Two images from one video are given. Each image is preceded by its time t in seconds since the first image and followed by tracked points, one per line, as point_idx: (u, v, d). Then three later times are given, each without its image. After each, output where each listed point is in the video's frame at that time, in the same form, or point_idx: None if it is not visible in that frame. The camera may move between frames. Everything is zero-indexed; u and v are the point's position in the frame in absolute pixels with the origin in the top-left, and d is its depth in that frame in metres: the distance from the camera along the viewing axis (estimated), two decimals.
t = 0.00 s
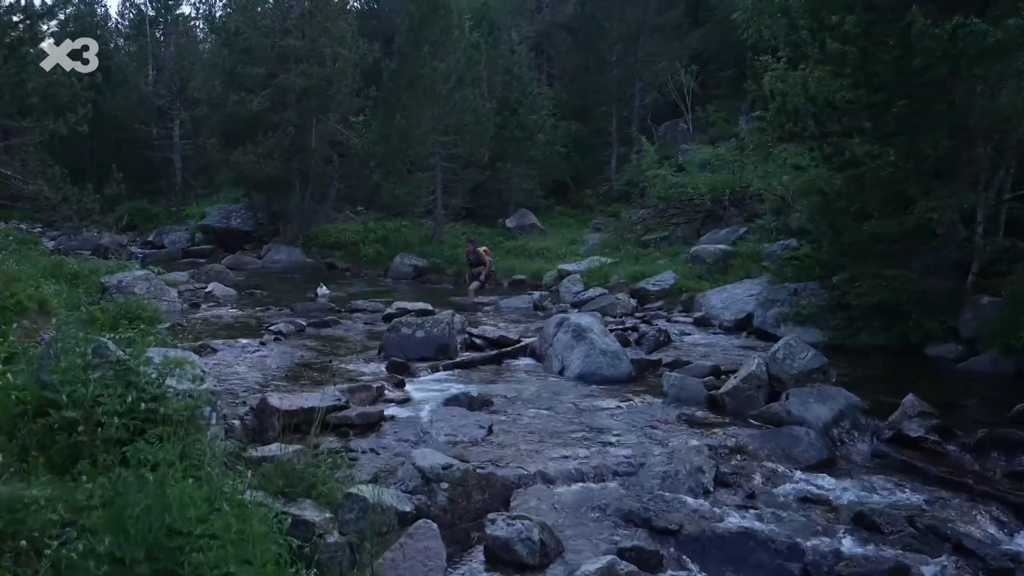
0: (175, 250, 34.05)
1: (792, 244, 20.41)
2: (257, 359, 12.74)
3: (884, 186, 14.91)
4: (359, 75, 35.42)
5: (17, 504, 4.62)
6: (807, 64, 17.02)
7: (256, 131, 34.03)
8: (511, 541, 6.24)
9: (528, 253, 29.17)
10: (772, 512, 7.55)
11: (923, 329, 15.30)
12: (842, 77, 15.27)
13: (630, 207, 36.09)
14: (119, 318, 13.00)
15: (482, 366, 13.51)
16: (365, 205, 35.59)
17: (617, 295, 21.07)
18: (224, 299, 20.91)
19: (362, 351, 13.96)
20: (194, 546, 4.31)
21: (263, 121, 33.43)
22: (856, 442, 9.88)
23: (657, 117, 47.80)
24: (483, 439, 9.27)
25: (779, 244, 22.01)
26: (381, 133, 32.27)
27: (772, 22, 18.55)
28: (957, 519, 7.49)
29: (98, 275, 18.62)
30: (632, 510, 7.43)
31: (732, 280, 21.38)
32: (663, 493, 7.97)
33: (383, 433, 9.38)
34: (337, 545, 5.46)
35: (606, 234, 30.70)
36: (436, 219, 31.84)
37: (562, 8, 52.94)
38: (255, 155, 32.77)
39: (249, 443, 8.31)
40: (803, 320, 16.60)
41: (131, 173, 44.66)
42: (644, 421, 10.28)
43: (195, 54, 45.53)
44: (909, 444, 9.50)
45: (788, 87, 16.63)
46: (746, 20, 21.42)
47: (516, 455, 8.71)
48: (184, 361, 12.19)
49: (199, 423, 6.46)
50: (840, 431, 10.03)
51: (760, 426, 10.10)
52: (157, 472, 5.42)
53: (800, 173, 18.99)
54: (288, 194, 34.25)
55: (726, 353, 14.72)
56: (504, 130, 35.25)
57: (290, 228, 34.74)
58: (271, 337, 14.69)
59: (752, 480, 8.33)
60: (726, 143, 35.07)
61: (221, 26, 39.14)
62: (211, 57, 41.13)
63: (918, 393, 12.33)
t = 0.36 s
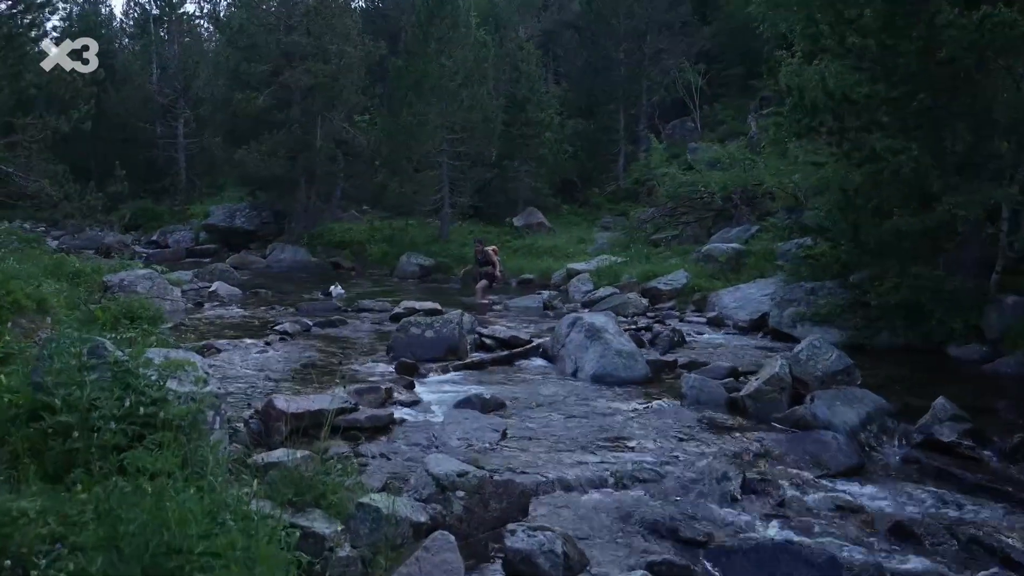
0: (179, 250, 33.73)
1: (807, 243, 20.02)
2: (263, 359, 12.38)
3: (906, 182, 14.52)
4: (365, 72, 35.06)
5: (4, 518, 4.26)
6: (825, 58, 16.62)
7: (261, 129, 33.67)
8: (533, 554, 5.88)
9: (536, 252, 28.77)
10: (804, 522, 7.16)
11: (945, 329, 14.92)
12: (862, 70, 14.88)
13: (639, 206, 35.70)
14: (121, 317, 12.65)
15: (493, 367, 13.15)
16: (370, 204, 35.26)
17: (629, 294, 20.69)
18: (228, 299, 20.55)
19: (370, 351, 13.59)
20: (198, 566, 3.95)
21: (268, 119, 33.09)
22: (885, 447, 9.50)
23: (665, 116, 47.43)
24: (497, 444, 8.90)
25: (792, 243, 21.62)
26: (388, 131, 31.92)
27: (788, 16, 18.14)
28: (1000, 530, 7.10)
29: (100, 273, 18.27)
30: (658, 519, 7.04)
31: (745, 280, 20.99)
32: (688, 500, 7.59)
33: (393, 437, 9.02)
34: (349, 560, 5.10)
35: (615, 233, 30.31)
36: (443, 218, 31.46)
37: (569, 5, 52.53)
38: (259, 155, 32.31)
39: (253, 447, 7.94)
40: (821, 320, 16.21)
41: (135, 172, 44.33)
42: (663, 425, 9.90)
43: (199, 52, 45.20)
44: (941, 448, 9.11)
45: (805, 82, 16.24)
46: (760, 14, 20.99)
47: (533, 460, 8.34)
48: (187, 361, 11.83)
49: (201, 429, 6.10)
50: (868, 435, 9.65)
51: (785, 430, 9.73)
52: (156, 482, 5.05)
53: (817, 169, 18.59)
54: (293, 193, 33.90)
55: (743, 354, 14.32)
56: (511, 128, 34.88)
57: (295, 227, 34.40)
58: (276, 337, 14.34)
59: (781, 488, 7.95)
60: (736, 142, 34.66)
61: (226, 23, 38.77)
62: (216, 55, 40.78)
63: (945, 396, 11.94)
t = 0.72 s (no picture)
0: (182, 251, 33.47)
1: (821, 244, 19.68)
2: (269, 363, 12.05)
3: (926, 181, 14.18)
4: (370, 71, 34.76)
5: None
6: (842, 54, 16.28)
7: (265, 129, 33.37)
8: (557, 570, 5.56)
9: (543, 252, 28.44)
10: (838, 535, 6.83)
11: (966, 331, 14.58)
12: (882, 66, 14.53)
13: (647, 206, 35.37)
14: (123, 318, 12.32)
15: (505, 371, 12.82)
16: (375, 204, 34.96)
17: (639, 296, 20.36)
18: (232, 300, 20.24)
19: (377, 354, 13.27)
20: None
21: (273, 119, 32.79)
22: (914, 454, 9.15)
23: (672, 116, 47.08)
24: (512, 451, 8.57)
25: (806, 244, 21.25)
26: (394, 131, 31.62)
27: (803, 12, 17.80)
28: None
29: (103, 274, 17.97)
30: (686, 533, 6.69)
31: (757, 281, 20.65)
32: (715, 511, 7.26)
33: (404, 444, 8.68)
34: None
35: (623, 234, 30.00)
36: (449, 218, 31.14)
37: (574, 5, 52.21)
38: (262, 154, 31.84)
39: (259, 455, 7.61)
40: (838, 323, 15.87)
41: (139, 173, 44.07)
42: (683, 431, 9.56)
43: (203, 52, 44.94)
44: (974, 456, 8.76)
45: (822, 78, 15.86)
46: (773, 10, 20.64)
47: (550, 469, 8.00)
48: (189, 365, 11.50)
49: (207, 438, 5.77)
50: (896, 442, 9.30)
51: (809, 437, 9.38)
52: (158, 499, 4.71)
53: (832, 168, 18.24)
54: (297, 193, 33.60)
55: (758, 358, 13.99)
56: (518, 128, 34.56)
57: (299, 227, 34.11)
58: (281, 339, 14.02)
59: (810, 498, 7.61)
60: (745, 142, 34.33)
61: (230, 22, 38.48)
62: (220, 54, 40.50)
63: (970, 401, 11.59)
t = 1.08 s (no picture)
0: (184, 249, 33.14)
1: (835, 243, 19.32)
2: (274, 366, 11.69)
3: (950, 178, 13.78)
4: (373, 68, 34.38)
5: None
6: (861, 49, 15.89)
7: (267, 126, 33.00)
8: None
9: (549, 251, 28.08)
10: (877, 551, 6.48)
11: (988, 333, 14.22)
12: (903, 61, 14.15)
13: (653, 205, 35.01)
14: (123, 320, 11.93)
15: (516, 374, 12.46)
16: (378, 203, 34.62)
17: (650, 296, 20.00)
18: (234, 300, 19.88)
19: (385, 356, 12.90)
20: None
21: (275, 116, 32.40)
22: (947, 463, 8.79)
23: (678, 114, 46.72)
24: (529, 460, 8.22)
25: (819, 244, 20.88)
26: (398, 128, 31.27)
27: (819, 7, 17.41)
28: None
29: (103, 274, 17.61)
30: (717, 550, 6.34)
31: (769, 281, 20.30)
32: (745, 525, 6.90)
33: (418, 451, 8.32)
34: None
35: (631, 233, 29.63)
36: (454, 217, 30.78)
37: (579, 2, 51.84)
38: (265, 151, 31.61)
39: (267, 465, 7.26)
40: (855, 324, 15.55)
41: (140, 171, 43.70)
42: (706, 438, 9.20)
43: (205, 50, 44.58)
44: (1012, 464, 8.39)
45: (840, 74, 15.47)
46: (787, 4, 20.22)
47: (571, 479, 7.65)
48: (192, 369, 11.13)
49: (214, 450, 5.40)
50: (928, 449, 8.94)
51: (838, 445, 9.03)
52: (160, 520, 4.37)
53: (849, 166, 17.85)
54: (299, 192, 33.23)
55: (776, 361, 13.62)
56: (524, 126, 34.17)
57: (301, 226, 33.75)
58: (286, 341, 13.67)
59: (845, 510, 7.25)
60: (752, 141, 33.95)
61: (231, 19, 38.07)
62: (222, 51, 40.12)
63: (998, 407, 11.23)
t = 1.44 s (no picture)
0: (184, 251, 32.79)
1: (848, 245, 18.96)
2: (278, 373, 11.32)
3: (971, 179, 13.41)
4: (376, 68, 34.00)
5: None
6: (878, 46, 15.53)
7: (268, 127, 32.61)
8: None
9: (555, 252, 27.73)
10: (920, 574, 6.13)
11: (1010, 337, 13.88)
12: (923, 59, 13.80)
13: (658, 206, 34.64)
14: (123, 325, 11.55)
15: (527, 380, 12.10)
16: (380, 203, 34.27)
17: (659, 298, 19.64)
18: (236, 303, 19.50)
19: (391, 361, 12.54)
20: None
21: (276, 116, 32.04)
22: (981, 474, 8.44)
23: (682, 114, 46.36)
24: (547, 473, 7.86)
25: (830, 246, 20.53)
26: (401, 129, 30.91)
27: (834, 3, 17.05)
28: None
29: (102, 276, 17.24)
30: (752, 574, 5.98)
31: (781, 283, 19.94)
32: (778, 545, 6.54)
33: (430, 464, 7.96)
34: None
35: (637, 235, 29.28)
36: (457, 218, 30.44)
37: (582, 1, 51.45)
38: (266, 152, 31.27)
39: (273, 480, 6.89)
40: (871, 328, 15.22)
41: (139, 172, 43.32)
42: (729, 448, 8.85)
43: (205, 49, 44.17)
44: None
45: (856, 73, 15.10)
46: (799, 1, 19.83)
47: (591, 494, 7.30)
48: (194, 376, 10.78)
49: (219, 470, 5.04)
50: (961, 461, 8.59)
51: (866, 456, 8.69)
52: (164, 553, 4.02)
53: (864, 166, 17.48)
54: (301, 192, 32.86)
55: (793, 366, 13.27)
56: (528, 126, 33.78)
57: (303, 227, 33.37)
58: (290, 345, 13.30)
59: (882, 528, 6.91)
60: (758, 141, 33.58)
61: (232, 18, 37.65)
62: (222, 51, 39.71)
63: None
